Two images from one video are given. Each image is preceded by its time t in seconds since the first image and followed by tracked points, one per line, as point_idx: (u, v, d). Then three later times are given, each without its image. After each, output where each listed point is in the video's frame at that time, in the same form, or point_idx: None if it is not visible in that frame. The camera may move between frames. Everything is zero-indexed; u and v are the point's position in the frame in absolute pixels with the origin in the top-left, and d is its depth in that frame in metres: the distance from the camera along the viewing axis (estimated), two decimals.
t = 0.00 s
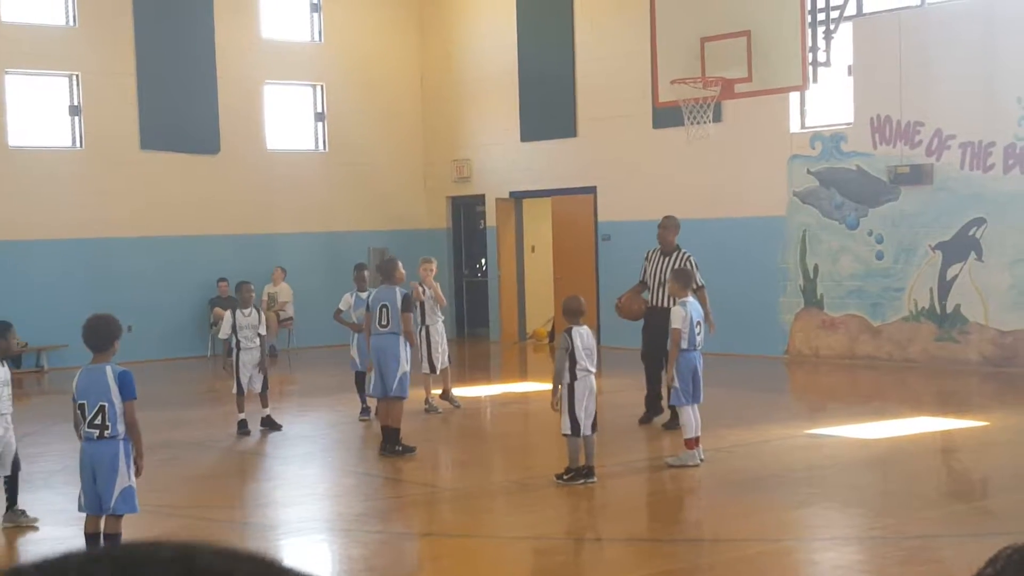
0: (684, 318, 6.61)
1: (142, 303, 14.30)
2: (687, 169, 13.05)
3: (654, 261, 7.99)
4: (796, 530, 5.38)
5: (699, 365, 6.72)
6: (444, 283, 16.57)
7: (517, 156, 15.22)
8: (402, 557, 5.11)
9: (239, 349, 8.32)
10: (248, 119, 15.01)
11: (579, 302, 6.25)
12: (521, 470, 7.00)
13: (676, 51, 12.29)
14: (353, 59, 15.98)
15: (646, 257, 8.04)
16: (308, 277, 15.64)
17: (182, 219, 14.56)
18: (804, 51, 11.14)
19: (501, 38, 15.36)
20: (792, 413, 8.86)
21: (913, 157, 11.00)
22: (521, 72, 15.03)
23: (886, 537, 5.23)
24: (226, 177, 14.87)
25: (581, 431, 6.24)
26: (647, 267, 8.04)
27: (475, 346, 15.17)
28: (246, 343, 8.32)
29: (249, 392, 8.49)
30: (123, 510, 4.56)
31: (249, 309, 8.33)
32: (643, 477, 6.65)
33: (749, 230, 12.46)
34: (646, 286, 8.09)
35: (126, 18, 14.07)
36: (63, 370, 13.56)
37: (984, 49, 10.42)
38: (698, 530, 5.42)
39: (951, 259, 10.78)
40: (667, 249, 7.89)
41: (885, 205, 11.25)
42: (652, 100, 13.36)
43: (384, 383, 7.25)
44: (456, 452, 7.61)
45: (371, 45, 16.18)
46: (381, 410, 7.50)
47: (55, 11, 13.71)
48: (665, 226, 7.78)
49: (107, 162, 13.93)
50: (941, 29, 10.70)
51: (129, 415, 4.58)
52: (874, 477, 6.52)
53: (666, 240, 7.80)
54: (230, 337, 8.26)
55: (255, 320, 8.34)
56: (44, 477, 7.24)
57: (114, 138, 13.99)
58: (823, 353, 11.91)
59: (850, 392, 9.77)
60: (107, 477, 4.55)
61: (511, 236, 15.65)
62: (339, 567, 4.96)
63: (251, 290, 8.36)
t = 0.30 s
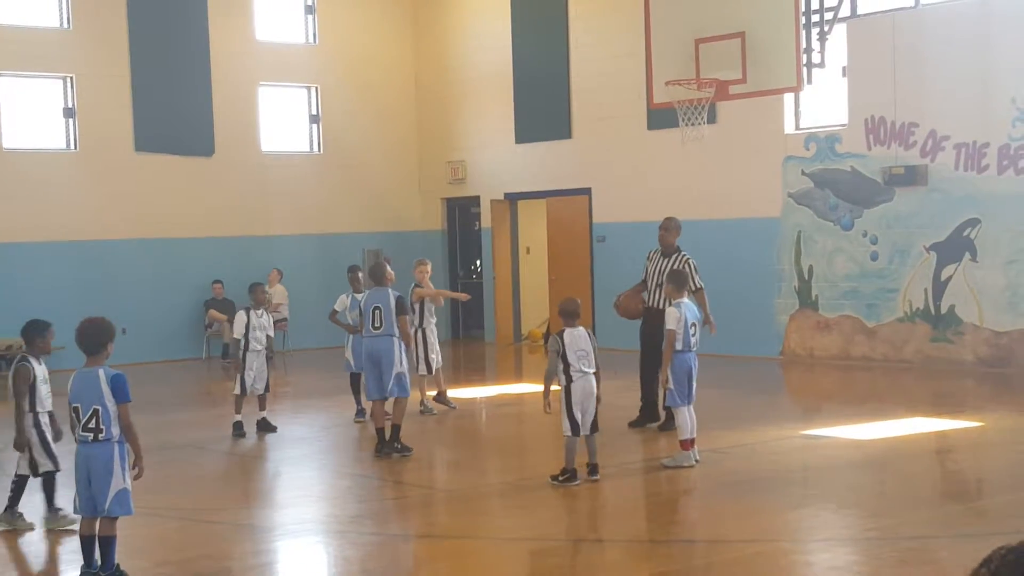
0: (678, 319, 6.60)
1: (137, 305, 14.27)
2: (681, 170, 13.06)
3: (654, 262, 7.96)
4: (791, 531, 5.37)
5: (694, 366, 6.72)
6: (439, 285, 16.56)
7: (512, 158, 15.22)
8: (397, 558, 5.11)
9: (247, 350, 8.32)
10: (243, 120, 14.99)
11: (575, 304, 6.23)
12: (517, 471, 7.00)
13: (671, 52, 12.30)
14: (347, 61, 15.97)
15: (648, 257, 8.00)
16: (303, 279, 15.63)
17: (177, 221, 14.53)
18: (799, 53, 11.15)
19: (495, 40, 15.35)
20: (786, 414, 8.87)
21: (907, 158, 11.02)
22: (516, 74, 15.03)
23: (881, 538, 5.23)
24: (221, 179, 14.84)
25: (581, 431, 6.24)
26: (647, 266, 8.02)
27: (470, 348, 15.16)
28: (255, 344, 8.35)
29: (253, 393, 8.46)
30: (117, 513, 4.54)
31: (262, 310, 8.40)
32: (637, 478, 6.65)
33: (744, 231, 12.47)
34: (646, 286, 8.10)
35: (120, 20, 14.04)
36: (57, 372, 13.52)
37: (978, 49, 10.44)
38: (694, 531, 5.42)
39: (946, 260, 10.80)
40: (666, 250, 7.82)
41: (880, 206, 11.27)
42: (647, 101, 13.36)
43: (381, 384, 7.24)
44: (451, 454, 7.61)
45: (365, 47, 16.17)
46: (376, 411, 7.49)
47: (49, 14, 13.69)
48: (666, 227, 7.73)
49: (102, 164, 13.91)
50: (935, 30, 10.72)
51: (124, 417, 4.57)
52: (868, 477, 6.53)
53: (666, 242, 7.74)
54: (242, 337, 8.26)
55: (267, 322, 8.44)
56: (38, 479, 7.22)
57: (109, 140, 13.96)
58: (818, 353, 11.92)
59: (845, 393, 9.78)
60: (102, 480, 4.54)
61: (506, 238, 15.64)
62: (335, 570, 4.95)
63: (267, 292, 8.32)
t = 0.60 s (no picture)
0: (677, 320, 6.54)
1: (133, 304, 14.19)
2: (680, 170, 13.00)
3: (657, 262, 7.88)
4: (791, 533, 5.31)
5: (694, 367, 6.66)
6: (436, 285, 16.48)
7: (510, 157, 15.15)
8: (393, 560, 5.04)
9: (249, 348, 8.23)
10: (239, 118, 14.91)
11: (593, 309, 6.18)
12: (515, 473, 6.93)
13: (670, 51, 12.23)
14: (345, 60, 15.89)
15: (651, 256, 7.93)
16: (300, 278, 15.56)
17: (173, 220, 14.46)
18: (799, 52, 11.09)
19: (493, 38, 15.29)
20: (785, 415, 8.80)
21: (908, 159, 10.97)
22: (514, 73, 14.97)
23: (881, 541, 5.17)
24: (217, 178, 14.76)
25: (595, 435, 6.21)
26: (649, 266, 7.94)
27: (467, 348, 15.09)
28: (256, 343, 8.26)
29: (252, 393, 8.41)
30: (111, 513, 4.48)
31: (262, 308, 8.32)
32: (636, 480, 6.59)
33: (743, 232, 12.41)
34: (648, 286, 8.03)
35: (116, 18, 13.97)
36: (52, 372, 13.44)
37: (979, 49, 10.39)
38: (694, 532, 5.36)
39: (946, 262, 10.75)
40: (669, 250, 7.76)
41: (880, 207, 11.21)
42: (645, 100, 13.31)
43: (380, 383, 7.17)
44: (448, 454, 7.54)
45: (361, 45, 16.08)
46: (373, 412, 7.42)
47: (44, 11, 13.62)
48: (670, 228, 7.63)
49: (97, 162, 13.84)
50: (937, 30, 10.67)
51: (117, 417, 4.49)
52: (869, 479, 6.48)
53: (671, 244, 7.64)
54: (245, 334, 8.17)
55: (267, 321, 8.36)
56: (31, 479, 7.15)
57: (104, 139, 13.89)
58: (817, 355, 11.87)
59: (844, 394, 9.73)
60: (96, 481, 4.47)
61: (503, 238, 15.57)
62: (330, 571, 4.89)
63: (268, 289, 8.23)
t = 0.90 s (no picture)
0: (680, 324, 6.51)
1: (138, 309, 14.19)
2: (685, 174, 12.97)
3: (662, 265, 7.82)
4: (796, 537, 5.27)
5: (699, 370, 6.63)
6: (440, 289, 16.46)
7: (514, 161, 15.13)
8: (392, 565, 5.01)
9: (251, 353, 8.23)
10: (242, 123, 14.90)
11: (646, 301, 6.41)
12: (519, 477, 6.90)
13: (673, 54, 12.20)
14: (348, 64, 15.89)
15: (655, 259, 7.87)
16: (304, 284, 15.55)
17: (178, 225, 14.47)
18: (803, 55, 11.04)
19: (496, 42, 15.27)
20: (789, 419, 8.75)
21: (913, 161, 10.92)
22: (517, 77, 14.95)
23: (887, 545, 5.13)
24: (221, 183, 14.77)
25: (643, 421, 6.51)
26: (654, 269, 7.87)
27: (472, 352, 15.06)
28: (260, 347, 8.24)
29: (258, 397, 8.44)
30: (117, 517, 4.46)
31: (265, 313, 8.26)
32: (640, 484, 6.55)
33: (747, 236, 12.37)
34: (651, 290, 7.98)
35: (120, 23, 13.98)
36: (57, 377, 13.43)
37: (983, 51, 10.36)
38: (700, 537, 5.32)
39: (952, 264, 10.69)
40: (675, 255, 7.71)
41: (886, 209, 11.16)
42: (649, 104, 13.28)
43: (387, 387, 7.13)
44: (452, 459, 7.50)
45: (364, 50, 16.07)
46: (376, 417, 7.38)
47: (48, 17, 13.64)
48: (676, 232, 7.58)
49: (101, 168, 13.85)
50: (943, 30, 10.62)
51: (122, 422, 4.46)
52: (874, 483, 6.43)
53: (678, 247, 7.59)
54: (247, 340, 8.16)
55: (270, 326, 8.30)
56: (36, 483, 7.14)
57: (109, 144, 13.90)
58: (823, 358, 11.81)
59: (850, 398, 9.67)
60: (102, 485, 4.45)
61: (507, 242, 15.55)
62: None
63: (271, 294, 8.17)
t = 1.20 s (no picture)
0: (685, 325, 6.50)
1: (141, 312, 14.20)
2: (688, 176, 12.96)
3: (665, 269, 7.75)
4: (801, 540, 5.26)
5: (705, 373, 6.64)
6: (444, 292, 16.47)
7: (518, 164, 15.13)
8: (397, 567, 5.00)
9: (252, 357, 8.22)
10: (246, 125, 14.91)
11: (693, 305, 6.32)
12: (523, 479, 6.89)
13: (678, 56, 12.18)
14: (352, 66, 15.91)
15: (658, 263, 7.80)
16: (307, 286, 15.56)
17: (182, 227, 14.48)
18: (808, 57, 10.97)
19: (501, 44, 15.27)
20: (794, 422, 8.74)
21: (917, 164, 10.91)
22: (521, 79, 14.95)
23: (893, 548, 5.12)
24: (225, 185, 14.77)
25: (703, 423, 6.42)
26: (657, 273, 7.79)
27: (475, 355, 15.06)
28: (261, 350, 8.26)
29: (259, 400, 8.43)
30: (122, 520, 4.45)
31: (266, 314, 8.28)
32: (645, 487, 6.54)
33: (752, 239, 12.36)
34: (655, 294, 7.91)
35: (124, 25, 14.00)
36: (61, 379, 13.44)
37: (989, 54, 10.35)
38: (704, 540, 5.31)
39: (956, 267, 10.68)
40: (679, 257, 7.64)
41: (890, 212, 11.15)
42: (653, 106, 13.28)
43: (396, 390, 7.13)
44: (456, 461, 7.51)
45: (368, 51, 16.08)
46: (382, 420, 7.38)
47: (53, 19, 13.66)
48: (680, 237, 7.51)
49: (105, 170, 13.86)
50: (948, 33, 10.62)
51: (127, 425, 4.46)
52: (879, 486, 6.42)
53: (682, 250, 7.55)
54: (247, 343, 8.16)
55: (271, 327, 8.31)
56: (40, 486, 7.14)
57: (113, 146, 13.92)
58: (827, 362, 11.80)
59: (855, 401, 9.66)
60: (107, 487, 4.45)
61: (511, 244, 15.55)
62: None
63: (271, 296, 8.17)
